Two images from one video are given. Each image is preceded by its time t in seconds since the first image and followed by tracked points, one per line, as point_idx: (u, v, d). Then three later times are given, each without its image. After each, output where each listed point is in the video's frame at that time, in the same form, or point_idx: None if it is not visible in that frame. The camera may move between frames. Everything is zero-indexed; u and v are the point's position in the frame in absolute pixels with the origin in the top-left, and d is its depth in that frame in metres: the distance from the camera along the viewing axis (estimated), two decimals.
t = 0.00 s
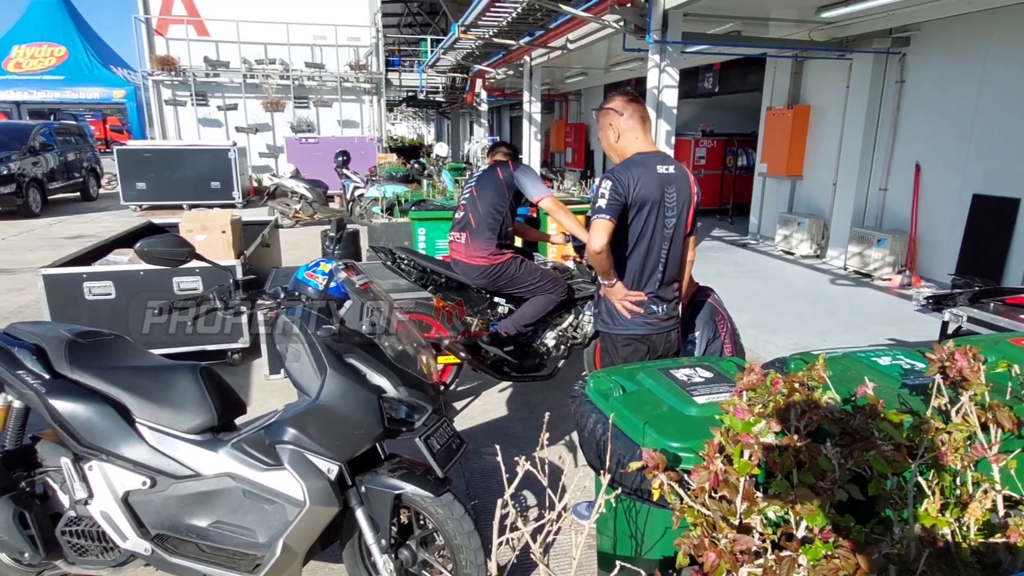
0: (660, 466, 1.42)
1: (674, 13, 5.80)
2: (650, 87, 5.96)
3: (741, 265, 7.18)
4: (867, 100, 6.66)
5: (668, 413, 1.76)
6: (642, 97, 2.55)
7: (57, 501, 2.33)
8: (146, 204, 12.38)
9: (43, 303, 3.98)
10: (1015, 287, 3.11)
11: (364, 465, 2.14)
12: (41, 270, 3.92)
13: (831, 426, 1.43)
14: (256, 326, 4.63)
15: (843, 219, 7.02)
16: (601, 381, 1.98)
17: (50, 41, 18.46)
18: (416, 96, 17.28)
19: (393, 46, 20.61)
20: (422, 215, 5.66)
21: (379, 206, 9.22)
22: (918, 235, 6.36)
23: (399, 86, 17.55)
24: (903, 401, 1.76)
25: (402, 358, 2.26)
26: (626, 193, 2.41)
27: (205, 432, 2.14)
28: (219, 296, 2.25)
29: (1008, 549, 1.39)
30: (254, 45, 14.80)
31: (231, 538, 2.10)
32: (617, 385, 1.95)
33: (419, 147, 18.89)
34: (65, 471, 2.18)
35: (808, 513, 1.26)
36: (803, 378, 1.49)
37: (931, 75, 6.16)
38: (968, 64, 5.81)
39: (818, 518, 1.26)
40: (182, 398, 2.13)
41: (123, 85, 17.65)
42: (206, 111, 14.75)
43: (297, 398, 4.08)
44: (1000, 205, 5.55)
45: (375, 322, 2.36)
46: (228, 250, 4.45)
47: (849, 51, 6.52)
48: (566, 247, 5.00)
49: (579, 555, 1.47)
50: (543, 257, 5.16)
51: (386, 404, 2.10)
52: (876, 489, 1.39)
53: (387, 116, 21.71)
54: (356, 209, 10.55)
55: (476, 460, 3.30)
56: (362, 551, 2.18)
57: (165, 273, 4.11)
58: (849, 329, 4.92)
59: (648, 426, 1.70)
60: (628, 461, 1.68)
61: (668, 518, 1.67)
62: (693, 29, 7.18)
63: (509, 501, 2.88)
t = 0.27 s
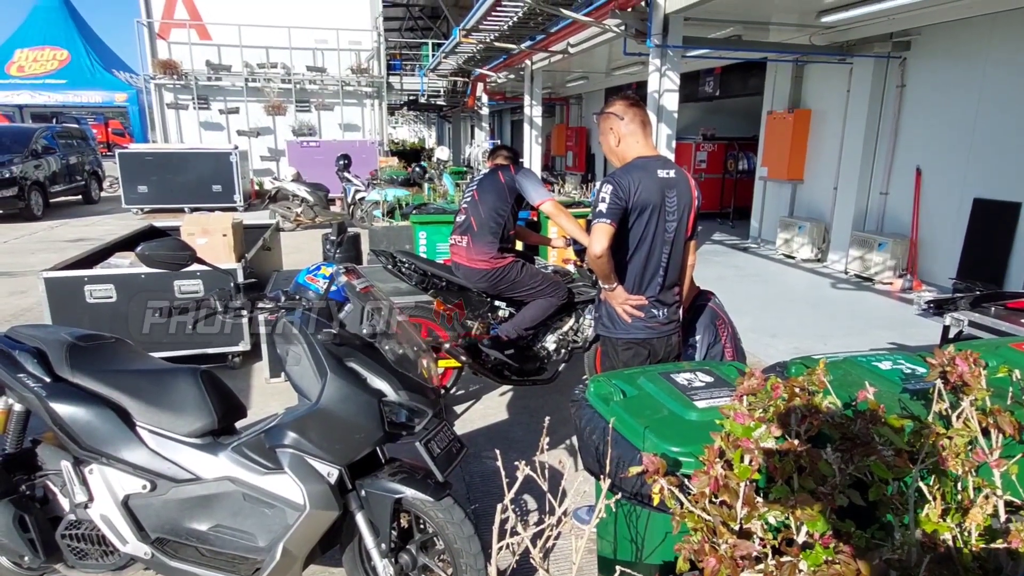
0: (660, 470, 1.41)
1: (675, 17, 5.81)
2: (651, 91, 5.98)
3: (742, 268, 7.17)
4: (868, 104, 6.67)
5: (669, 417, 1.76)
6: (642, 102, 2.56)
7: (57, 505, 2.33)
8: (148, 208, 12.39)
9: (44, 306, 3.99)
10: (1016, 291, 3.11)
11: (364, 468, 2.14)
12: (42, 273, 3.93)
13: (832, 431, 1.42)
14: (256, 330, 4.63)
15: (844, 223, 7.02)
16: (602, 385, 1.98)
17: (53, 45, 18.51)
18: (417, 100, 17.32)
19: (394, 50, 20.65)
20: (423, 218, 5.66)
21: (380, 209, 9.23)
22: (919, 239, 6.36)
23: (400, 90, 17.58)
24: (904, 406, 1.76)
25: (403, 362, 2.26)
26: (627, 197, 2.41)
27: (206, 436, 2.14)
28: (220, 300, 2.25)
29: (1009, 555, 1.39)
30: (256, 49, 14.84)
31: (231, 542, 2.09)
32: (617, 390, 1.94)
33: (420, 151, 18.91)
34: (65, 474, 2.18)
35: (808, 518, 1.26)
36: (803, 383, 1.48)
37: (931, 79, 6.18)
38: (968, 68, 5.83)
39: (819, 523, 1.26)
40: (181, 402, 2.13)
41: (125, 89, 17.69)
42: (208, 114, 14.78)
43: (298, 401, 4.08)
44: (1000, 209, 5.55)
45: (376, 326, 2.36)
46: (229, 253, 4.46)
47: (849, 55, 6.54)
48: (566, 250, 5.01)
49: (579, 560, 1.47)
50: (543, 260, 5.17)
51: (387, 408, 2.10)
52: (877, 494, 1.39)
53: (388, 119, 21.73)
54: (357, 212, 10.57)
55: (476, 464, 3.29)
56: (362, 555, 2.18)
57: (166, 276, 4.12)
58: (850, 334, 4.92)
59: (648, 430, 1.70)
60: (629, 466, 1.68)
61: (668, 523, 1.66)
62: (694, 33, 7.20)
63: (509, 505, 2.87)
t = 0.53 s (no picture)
0: (661, 474, 1.41)
1: (676, 21, 5.82)
2: (652, 94, 5.99)
3: (743, 271, 7.17)
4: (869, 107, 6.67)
5: (670, 420, 1.76)
6: (643, 105, 2.56)
7: (57, 507, 2.33)
8: (149, 210, 12.41)
9: (45, 308, 3.99)
10: (1017, 294, 3.10)
11: (365, 471, 2.13)
12: (44, 276, 3.94)
13: (833, 433, 1.42)
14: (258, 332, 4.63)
15: (846, 226, 7.02)
16: (603, 388, 1.97)
17: (56, 48, 18.57)
18: (419, 103, 17.34)
19: (395, 54, 20.68)
20: (424, 221, 5.66)
21: (381, 212, 9.23)
22: (920, 242, 6.35)
23: (402, 93, 17.60)
24: (905, 409, 1.76)
25: (403, 364, 2.26)
26: (627, 200, 2.41)
27: (206, 438, 2.14)
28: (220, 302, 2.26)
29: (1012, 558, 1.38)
30: (258, 52, 14.88)
31: (231, 545, 2.09)
32: (618, 392, 1.94)
33: (422, 154, 18.92)
34: (66, 476, 2.18)
35: (810, 521, 1.25)
36: (804, 385, 1.47)
37: (932, 83, 6.18)
38: (969, 71, 5.83)
39: (821, 527, 1.25)
40: (183, 404, 2.13)
41: (127, 92, 17.74)
42: (209, 117, 14.81)
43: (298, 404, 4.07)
44: (1002, 213, 5.54)
45: (377, 329, 2.35)
46: (231, 256, 4.46)
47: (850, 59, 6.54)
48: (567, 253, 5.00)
49: (579, 563, 1.46)
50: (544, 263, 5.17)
51: (387, 410, 2.10)
52: (878, 497, 1.39)
53: (389, 122, 21.76)
54: (358, 215, 10.57)
55: (477, 467, 3.29)
56: (362, 558, 2.17)
57: (167, 279, 4.12)
58: (851, 337, 4.91)
59: (649, 433, 1.70)
60: (629, 469, 1.68)
61: (669, 527, 1.66)
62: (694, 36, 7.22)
63: (510, 508, 2.86)
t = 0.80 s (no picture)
0: (663, 475, 1.41)
1: (677, 21, 5.83)
2: (652, 95, 5.99)
3: (744, 272, 7.16)
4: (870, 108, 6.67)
5: (671, 421, 1.75)
6: (644, 105, 2.56)
7: (58, 508, 2.33)
8: (151, 211, 12.43)
9: (47, 309, 4.00)
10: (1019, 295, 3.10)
11: (366, 472, 2.13)
12: (46, 276, 3.94)
13: (835, 434, 1.41)
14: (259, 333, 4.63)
15: (847, 227, 7.01)
16: (604, 389, 1.97)
17: (58, 50, 18.60)
18: (420, 104, 17.35)
19: (397, 55, 20.71)
20: (425, 222, 5.67)
21: (382, 213, 9.24)
22: (922, 243, 6.34)
23: (403, 94, 17.61)
24: (907, 410, 1.75)
25: (404, 365, 2.25)
26: (628, 201, 2.41)
27: (207, 439, 2.13)
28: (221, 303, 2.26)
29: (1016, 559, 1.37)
30: (259, 53, 14.90)
31: (232, 546, 2.09)
32: (619, 393, 1.94)
33: (423, 155, 18.93)
34: (67, 477, 2.18)
35: (811, 523, 1.25)
36: (807, 386, 1.47)
37: (933, 83, 6.18)
38: (970, 72, 5.82)
39: (822, 528, 1.25)
40: (184, 404, 2.13)
41: (129, 94, 17.77)
42: (211, 118, 14.83)
43: (299, 404, 4.08)
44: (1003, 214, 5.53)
45: (378, 329, 2.35)
46: (232, 257, 4.46)
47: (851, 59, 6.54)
48: (568, 254, 4.99)
49: (580, 564, 1.46)
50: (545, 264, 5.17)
51: (388, 411, 2.09)
52: (880, 498, 1.38)
53: (391, 123, 21.77)
54: (359, 216, 10.57)
55: (477, 468, 3.29)
56: (363, 559, 2.17)
57: (168, 280, 4.12)
58: (853, 338, 4.90)
59: (651, 433, 1.69)
60: (631, 469, 1.67)
61: (671, 528, 1.65)
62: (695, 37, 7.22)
63: (511, 509, 2.86)
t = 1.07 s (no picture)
0: (663, 475, 1.40)
1: (677, 21, 5.83)
2: (653, 95, 5.99)
3: (744, 272, 7.16)
4: (870, 108, 6.66)
5: (672, 421, 1.75)
6: (645, 105, 2.56)
7: (58, 508, 2.33)
8: (151, 212, 12.43)
9: (47, 309, 4.00)
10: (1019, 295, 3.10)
11: (366, 472, 2.13)
12: (45, 277, 3.94)
13: (835, 435, 1.41)
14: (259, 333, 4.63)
15: (847, 227, 7.00)
16: (604, 389, 1.97)
17: (57, 50, 18.59)
18: (420, 104, 17.34)
19: (397, 55, 20.71)
20: (425, 222, 5.67)
21: (382, 213, 9.24)
22: (922, 244, 6.34)
23: (403, 94, 17.61)
24: (908, 410, 1.75)
25: (404, 365, 2.25)
26: (628, 201, 2.41)
27: (207, 439, 2.13)
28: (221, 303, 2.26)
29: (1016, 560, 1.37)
30: (259, 54, 14.91)
31: (232, 547, 2.09)
32: (619, 393, 1.94)
33: (423, 155, 18.93)
34: (67, 477, 2.18)
35: (811, 523, 1.25)
36: (807, 386, 1.46)
37: (933, 83, 6.17)
38: (970, 72, 5.82)
39: (822, 528, 1.25)
40: (184, 405, 2.13)
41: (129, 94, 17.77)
42: (211, 119, 14.84)
43: (299, 405, 4.08)
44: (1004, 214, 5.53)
45: (378, 329, 2.34)
46: (232, 257, 4.46)
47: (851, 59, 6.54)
48: (569, 254, 4.99)
49: (580, 564, 1.46)
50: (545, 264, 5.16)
51: (388, 411, 2.09)
52: (881, 499, 1.38)
53: (391, 124, 21.77)
54: (359, 217, 10.57)
55: (477, 468, 3.29)
56: (363, 559, 2.17)
57: (168, 280, 4.12)
58: (853, 338, 4.90)
59: (651, 434, 1.69)
60: (631, 470, 1.67)
61: (671, 528, 1.65)
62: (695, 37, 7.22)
63: (511, 509, 2.86)
